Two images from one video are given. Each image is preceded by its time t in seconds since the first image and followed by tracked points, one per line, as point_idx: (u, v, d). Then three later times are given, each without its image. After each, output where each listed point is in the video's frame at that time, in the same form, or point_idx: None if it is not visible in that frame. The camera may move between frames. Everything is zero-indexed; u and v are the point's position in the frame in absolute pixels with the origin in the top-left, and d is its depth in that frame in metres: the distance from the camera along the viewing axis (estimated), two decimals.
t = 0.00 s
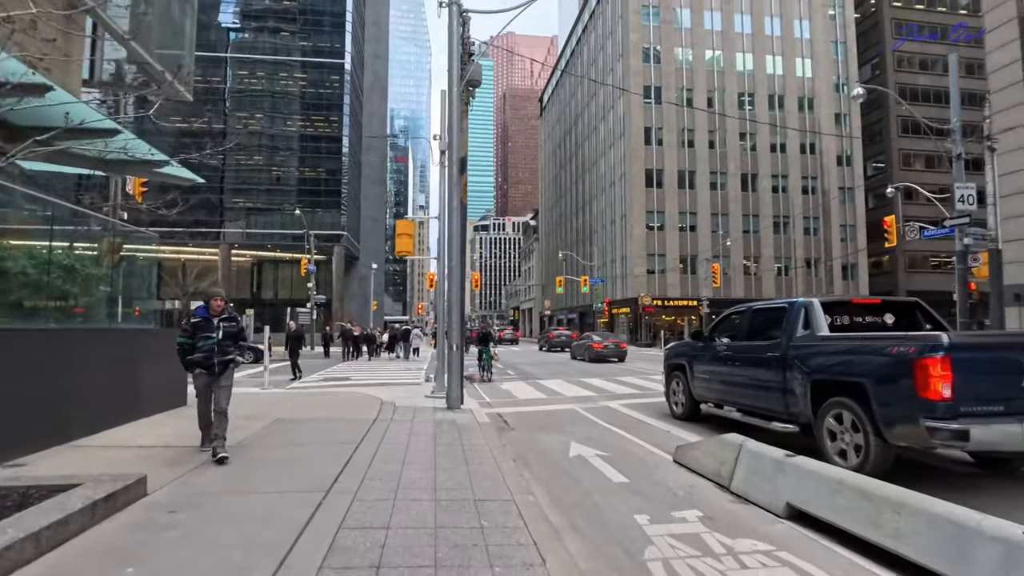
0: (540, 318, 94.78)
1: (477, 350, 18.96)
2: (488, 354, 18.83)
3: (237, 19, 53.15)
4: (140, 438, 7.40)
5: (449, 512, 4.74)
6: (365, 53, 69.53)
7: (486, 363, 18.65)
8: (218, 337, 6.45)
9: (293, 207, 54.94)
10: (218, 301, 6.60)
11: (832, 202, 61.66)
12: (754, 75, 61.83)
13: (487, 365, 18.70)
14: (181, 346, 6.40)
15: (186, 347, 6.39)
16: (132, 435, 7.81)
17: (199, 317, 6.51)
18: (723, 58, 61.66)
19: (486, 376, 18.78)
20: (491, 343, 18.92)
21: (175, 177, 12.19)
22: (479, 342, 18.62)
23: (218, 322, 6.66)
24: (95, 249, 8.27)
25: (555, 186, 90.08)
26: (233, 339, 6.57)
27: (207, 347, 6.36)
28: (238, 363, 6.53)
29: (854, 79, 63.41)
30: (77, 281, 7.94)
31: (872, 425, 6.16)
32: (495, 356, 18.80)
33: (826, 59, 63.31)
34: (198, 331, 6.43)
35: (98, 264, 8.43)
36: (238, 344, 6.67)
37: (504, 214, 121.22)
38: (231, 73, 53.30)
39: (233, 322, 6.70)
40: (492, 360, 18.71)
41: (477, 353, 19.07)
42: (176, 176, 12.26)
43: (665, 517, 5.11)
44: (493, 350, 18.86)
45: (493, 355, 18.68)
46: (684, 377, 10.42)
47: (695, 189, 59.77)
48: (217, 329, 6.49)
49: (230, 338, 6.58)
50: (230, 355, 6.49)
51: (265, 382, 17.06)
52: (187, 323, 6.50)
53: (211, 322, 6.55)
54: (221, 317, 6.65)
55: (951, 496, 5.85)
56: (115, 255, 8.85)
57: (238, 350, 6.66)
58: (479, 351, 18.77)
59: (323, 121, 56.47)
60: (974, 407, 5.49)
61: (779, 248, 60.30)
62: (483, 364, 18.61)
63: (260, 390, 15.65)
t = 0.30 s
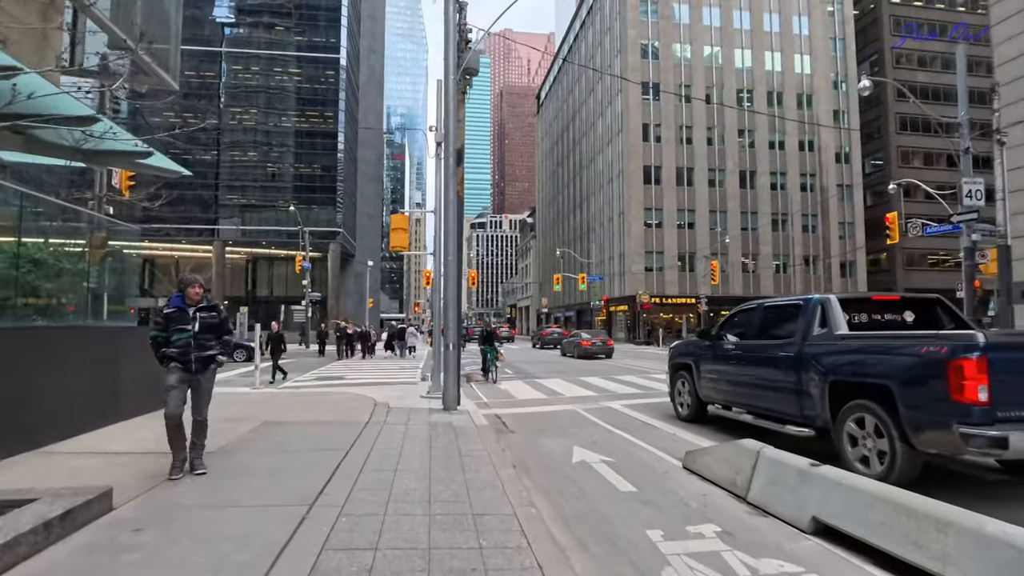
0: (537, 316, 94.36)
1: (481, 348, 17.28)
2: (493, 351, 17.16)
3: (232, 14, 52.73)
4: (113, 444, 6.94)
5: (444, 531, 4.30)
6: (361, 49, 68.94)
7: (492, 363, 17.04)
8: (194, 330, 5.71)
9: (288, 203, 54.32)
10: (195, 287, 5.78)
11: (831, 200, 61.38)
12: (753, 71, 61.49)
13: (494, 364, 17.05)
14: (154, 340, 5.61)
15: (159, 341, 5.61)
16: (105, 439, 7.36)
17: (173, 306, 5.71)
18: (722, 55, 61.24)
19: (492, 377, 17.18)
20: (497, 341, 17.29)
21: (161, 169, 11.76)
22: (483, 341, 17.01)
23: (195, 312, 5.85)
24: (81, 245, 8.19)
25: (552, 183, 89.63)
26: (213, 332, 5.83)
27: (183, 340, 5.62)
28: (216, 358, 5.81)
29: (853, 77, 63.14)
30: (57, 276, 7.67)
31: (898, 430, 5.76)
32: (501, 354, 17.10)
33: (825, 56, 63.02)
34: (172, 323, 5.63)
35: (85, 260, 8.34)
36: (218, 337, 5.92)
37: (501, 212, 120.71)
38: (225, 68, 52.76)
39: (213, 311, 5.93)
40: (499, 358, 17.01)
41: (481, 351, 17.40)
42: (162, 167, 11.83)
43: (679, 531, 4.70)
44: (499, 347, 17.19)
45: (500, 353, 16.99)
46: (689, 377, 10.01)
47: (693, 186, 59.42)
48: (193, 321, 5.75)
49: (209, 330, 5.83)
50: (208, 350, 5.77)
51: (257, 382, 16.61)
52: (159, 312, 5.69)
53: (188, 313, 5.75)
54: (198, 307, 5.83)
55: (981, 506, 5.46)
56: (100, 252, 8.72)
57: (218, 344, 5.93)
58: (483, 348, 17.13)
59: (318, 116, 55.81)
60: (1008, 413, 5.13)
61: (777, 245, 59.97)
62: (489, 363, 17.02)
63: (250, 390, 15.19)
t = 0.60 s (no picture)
0: (536, 315, 93.98)
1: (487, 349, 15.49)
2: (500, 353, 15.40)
3: (230, 11, 52.36)
4: (92, 450, 6.52)
5: (450, 548, 3.90)
6: (359, 46, 68.51)
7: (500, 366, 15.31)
8: (163, 336, 4.79)
9: (286, 202, 53.70)
10: (163, 282, 4.84)
11: (831, 199, 61.10)
12: (753, 69, 61.15)
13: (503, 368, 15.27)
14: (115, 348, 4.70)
15: (121, 350, 4.69)
16: (85, 444, 6.94)
17: (137, 306, 4.77)
18: (722, 53, 60.90)
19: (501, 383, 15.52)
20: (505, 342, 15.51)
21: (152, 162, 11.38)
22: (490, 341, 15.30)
23: (163, 314, 4.89)
24: (71, 243, 7.84)
25: (551, 181, 89.24)
26: (187, 337, 4.93)
27: (150, 347, 4.70)
28: (190, 367, 4.90)
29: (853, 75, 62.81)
30: (44, 274, 7.36)
31: (936, 435, 5.37)
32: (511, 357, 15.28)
33: (826, 54, 62.62)
34: (137, 328, 4.72)
35: (75, 260, 8.02)
36: (192, 341, 5.01)
37: (499, 211, 120.25)
38: (223, 65, 52.75)
39: (185, 312, 5.00)
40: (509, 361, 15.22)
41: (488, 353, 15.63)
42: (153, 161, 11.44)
43: (706, 547, 4.30)
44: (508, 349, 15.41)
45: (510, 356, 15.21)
46: (700, 377, 9.65)
47: (693, 185, 59.08)
48: (161, 324, 4.82)
49: (180, 333, 4.92)
50: (181, 358, 4.86)
51: (252, 382, 16.16)
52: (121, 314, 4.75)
53: (154, 315, 4.81)
54: (167, 307, 4.88)
55: None
56: (92, 249, 8.40)
57: (192, 348, 5.02)
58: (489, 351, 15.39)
59: (316, 115, 55.38)
60: None
61: (778, 244, 59.65)
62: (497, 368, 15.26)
63: (245, 390, 14.82)
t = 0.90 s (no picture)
0: (535, 315, 93.52)
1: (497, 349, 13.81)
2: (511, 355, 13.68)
3: (227, 9, 52.33)
4: (72, 460, 6.05)
5: None
6: (357, 44, 68.04)
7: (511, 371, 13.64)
8: (117, 335, 3.85)
9: (283, 200, 53.04)
10: (123, 269, 3.94)
11: (832, 198, 60.81)
12: (754, 68, 60.79)
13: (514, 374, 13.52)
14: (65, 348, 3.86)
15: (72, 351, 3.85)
16: (64, 452, 6.48)
17: (93, 298, 3.88)
18: (722, 51, 60.54)
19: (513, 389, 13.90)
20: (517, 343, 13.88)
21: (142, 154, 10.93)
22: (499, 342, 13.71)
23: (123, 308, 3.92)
24: (58, 245, 7.39)
25: (550, 180, 88.81)
26: (151, 337, 3.95)
27: (102, 350, 3.81)
28: (151, 370, 3.91)
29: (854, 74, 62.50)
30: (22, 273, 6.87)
31: (986, 444, 4.97)
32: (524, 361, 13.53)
33: (826, 52, 62.24)
34: (89, 323, 3.85)
35: (62, 258, 7.54)
36: (160, 340, 4.02)
37: (498, 210, 119.68)
38: (219, 62, 52.56)
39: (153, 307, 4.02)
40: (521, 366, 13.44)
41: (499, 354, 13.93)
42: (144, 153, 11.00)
43: (746, 571, 3.92)
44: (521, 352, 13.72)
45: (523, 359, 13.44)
46: (716, 380, 9.26)
47: (693, 184, 58.72)
48: (119, 321, 3.88)
49: (144, 332, 3.95)
50: (140, 363, 3.89)
51: (247, 385, 15.67)
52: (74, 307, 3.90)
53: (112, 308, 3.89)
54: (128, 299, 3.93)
55: None
56: (81, 247, 7.95)
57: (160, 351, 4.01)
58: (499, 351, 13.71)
59: (314, 113, 54.83)
60: None
61: (778, 244, 59.33)
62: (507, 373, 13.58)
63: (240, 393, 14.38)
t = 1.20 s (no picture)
0: (535, 315, 93.16)
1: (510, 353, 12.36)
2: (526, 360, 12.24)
3: (225, 7, 52.06)
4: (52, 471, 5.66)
5: None
6: (356, 42, 67.61)
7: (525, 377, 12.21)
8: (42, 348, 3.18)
9: (282, 199, 52.52)
10: (53, 259, 3.24)
11: (833, 197, 60.49)
12: (756, 66, 60.44)
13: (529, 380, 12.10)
14: None
15: None
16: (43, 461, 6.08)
17: (19, 297, 3.24)
18: (724, 49, 60.20)
19: (527, 397, 12.46)
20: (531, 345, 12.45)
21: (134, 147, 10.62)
22: (512, 344, 12.30)
23: (57, 311, 3.24)
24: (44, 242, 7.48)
25: (550, 179, 88.43)
26: (88, 346, 3.28)
27: (22, 365, 3.14)
28: (83, 393, 3.19)
29: (856, 72, 62.19)
30: (2, 269, 6.98)
31: None
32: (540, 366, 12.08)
33: (828, 50, 61.89)
34: (9, 332, 3.17)
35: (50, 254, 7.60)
36: (104, 355, 3.35)
37: (497, 210, 119.22)
38: (217, 59, 52.24)
39: (95, 313, 3.30)
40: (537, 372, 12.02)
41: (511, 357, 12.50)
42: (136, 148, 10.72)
43: None
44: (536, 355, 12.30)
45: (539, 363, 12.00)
46: (731, 382, 8.90)
47: (695, 183, 58.35)
48: (46, 330, 3.19)
49: (79, 346, 3.26)
50: (71, 384, 3.20)
51: (244, 386, 15.22)
52: None
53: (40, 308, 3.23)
54: (60, 300, 3.26)
55: None
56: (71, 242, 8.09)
57: (100, 370, 3.33)
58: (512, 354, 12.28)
59: (313, 111, 54.35)
60: None
61: (779, 243, 58.98)
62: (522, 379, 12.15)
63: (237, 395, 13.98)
